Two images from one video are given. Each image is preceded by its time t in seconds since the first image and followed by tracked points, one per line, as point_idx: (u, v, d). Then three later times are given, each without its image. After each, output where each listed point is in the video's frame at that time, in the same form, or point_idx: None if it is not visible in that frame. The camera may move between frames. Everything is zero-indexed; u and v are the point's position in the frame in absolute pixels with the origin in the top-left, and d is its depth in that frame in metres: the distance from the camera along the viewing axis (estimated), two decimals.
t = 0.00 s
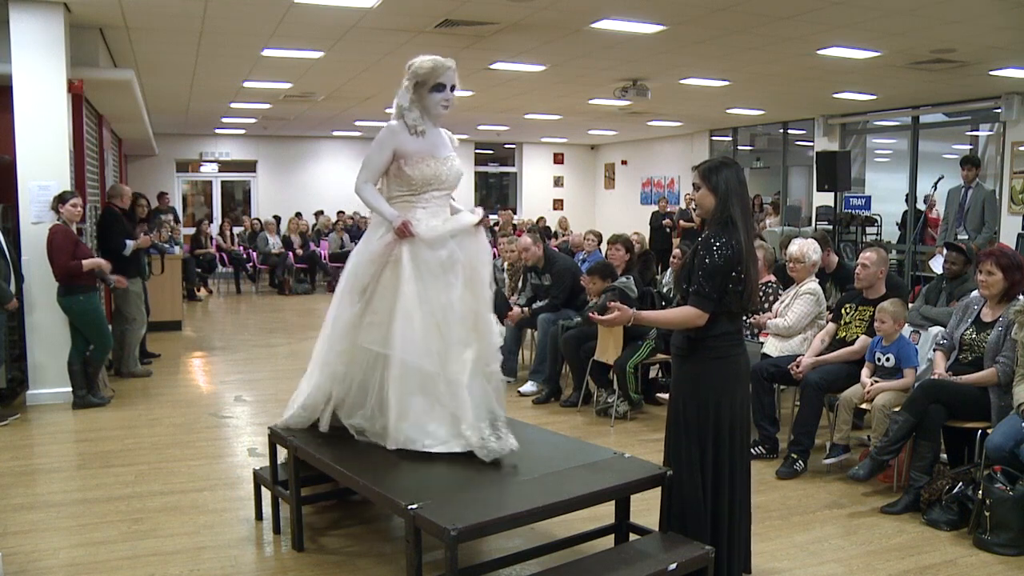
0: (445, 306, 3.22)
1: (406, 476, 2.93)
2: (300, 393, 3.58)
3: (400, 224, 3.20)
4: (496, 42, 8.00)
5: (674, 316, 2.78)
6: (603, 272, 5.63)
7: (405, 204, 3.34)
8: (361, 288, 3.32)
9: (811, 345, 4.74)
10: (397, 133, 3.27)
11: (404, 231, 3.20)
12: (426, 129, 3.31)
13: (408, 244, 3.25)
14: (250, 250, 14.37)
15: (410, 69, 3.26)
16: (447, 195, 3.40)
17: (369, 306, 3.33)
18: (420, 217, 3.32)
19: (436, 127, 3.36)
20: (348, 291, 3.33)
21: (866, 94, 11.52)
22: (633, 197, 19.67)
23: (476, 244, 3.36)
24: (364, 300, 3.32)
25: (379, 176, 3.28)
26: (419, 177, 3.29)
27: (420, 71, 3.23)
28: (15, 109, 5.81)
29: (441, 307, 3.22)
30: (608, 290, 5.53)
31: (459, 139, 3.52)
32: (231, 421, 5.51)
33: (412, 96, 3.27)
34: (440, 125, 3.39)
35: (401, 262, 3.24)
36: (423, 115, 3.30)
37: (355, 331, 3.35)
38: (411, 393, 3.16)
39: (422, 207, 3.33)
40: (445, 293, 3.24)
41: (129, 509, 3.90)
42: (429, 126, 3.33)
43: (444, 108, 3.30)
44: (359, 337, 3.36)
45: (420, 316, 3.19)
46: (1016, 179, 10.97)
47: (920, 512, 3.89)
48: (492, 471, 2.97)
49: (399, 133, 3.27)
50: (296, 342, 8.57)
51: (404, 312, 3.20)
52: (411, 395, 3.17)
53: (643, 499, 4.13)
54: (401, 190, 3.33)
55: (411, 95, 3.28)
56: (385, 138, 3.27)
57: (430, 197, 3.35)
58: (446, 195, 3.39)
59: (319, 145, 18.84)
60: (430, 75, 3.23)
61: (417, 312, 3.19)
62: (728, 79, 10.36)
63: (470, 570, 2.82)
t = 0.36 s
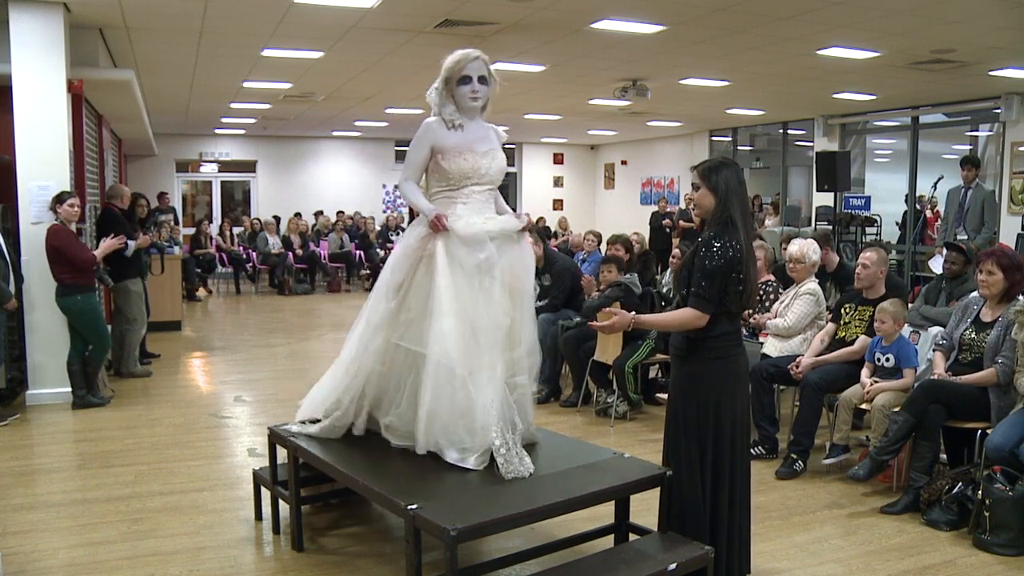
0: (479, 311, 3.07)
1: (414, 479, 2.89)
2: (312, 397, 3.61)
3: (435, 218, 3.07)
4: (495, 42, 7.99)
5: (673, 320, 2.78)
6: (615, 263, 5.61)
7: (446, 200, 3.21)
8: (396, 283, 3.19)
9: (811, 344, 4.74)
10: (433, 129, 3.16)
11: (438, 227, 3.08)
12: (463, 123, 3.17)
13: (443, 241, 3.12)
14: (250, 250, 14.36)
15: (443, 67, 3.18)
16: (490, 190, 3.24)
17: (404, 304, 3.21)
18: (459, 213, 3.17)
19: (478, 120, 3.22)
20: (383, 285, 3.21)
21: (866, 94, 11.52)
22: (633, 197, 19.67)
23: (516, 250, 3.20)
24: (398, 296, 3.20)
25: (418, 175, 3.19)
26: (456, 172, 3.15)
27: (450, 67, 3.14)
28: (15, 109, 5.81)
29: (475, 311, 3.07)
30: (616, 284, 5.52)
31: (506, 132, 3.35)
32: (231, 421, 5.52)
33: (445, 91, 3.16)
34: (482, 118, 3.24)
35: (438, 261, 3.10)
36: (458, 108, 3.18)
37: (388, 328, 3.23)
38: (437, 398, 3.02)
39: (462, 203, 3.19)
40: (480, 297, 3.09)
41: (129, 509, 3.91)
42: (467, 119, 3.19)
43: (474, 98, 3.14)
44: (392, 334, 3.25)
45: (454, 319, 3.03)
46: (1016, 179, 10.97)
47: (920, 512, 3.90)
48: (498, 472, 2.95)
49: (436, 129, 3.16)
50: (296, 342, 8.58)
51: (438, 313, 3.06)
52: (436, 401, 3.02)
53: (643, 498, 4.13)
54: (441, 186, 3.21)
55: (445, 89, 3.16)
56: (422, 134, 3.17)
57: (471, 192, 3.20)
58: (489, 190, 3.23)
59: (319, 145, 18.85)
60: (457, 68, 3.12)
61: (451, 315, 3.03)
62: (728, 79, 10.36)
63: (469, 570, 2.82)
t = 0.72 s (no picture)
0: (492, 319, 2.99)
1: (414, 482, 2.85)
2: (318, 402, 3.61)
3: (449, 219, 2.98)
4: (495, 42, 7.99)
5: (673, 320, 2.79)
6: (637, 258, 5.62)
7: (462, 201, 3.12)
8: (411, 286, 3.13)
9: (811, 345, 4.74)
10: (453, 128, 3.07)
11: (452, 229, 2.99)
12: (483, 122, 3.07)
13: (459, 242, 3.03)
14: (250, 250, 14.37)
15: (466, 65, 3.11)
16: (509, 191, 3.13)
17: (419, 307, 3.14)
18: (476, 214, 3.07)
19: (499, 119, 3.12)
20: (400, 286, 3.15)
21: (866, 95, 11.51)
22: (633, 197, 19.67)
23: (534, 259, 3.11)
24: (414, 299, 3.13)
25: (437, 175, 3.11)
26: (472, 172, 3.05)
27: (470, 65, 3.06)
28: (15, 109, 5.81)
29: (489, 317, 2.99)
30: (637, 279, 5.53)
31: (532, 133, 3.25)
32: (231, 421, 5.52)
33: (465, 89, 3.07)
34: (505, 118, 3.15)
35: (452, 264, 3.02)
36: (479, 107, 3.09)
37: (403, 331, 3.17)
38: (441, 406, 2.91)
39: (478, 204, 3.09)
40: (493, 305, 3.01)
41: (129, 509, 3.91)
42: (489, 119, 3.10)
43: (495, 97, 3.04)
44: (408, 337, 3.18)
45: (466, 324, 2.94)
46: (1016, 180, 10.96)
47: (920, 512, 3.89)
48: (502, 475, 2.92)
49: (454, 128, 3.07)
50: (296, 342, 8.58)
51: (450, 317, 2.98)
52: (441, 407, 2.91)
53: (643, 499, 4.13)
54: (457, 187, 3.12)
55: (467, 88, 3.08)
56: (441, 134, 3.10)
57: (488, 194, 3.09)
58: (508, 191, 3.12)
59: (319, 145, 18.85)
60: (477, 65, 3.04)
61: (463, 320, 2.94)
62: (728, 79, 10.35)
63: (469, 571, 2.82)
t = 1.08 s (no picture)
0: (494, 328, 2.88)
1: (411, 487, 2.80)
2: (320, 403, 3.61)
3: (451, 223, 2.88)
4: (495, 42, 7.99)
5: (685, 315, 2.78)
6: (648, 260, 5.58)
7: (465, 201, 3.03)
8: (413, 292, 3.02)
9: (810, 345, 4.74)
10: (458, 125, 2.98)
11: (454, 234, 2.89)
12: (488, 119, 2.97)
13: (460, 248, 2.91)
14: (250, 250, 14.37)
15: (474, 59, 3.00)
16: (516, 188, 3.01)
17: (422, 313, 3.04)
18: (479, 215, 2.97)
19: (506, 115, 3.01)
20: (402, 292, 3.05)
21: (866, 94, 11.50)
22: (633, 197, 19.66)
23: (542, 267, 2.98)
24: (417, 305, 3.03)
25: (443, 174, 3.03)
26: (475, 170, 2.95)
27: (478, 59, 2.96)
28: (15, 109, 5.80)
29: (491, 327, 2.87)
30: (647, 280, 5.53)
31: (543, 128, 3.15)
32: (231, 421, 5.52)
33: (471, 85, 2.98)
34: (513, 113, 3.05)
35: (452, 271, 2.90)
36: (485, 103, 2.99)
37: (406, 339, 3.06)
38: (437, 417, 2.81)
39: (482, 203, 2.99)
40: (496, 314, 2.88)
41: (129, 509, 3.91)
42: (496, 114, 3.00)
43: (502, 92, 2.94)
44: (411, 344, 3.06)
45: (465, 335, 2.83)
46: (1016, 179, 10.96)
47: (920, 512, 3.89)
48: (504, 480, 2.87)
49: (459, 124, 2.99)
50: (295, 343, 8.58)
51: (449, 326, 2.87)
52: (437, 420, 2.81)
53: (643, 498, 4.13)
54: (461, 185, 3.03)
55: (474, 82, 2.98)
56: (447, 131, 3.01)
57: (493, 192, 2.99)
58: (515, 188, 3.01)
59: (319, 145, 18.86)
60: (484, 60, 2.94)
61: (462, 330, 2.82)
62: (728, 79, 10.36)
63: (469, 571, 2.82)
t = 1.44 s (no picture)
0: (492, 338, 2.87)
1: (408, 489, 2.79)
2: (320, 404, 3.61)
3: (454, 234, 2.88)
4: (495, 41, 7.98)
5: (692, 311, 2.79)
6: (644, 261, 5.54)
7: (469, 204, 2.99)
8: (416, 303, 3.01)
9: (811, 344, 4.75)
10: (461, 125, 2.97)
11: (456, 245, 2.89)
12: (490, 116, 2.94)
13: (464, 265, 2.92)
14: (250, 250, 14.37)
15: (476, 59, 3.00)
16: (520, 189, 2.94)
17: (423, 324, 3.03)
18: (480, 218, 2.94)
19: (509, 112, 2.97)
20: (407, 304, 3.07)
21: (866, 94, 11.51)
22: (633, 197, 19.66)
23: (545, 278, 2.94)
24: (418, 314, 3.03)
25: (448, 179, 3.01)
26: (475, 170, 2.91)
27: (478, 58, 2.95)
28: (15, 108, 5.80)
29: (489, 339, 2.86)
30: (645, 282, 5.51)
31: (555, 126, 3.06)
32: (231, 421, 5.52)
33: (473, 83, 2.96)
34: (519, 111, 3.00)
35: (451, 282, 2.91)
36: (487, 101, 2.96)
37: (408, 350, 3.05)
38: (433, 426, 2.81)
39: (484, 203, 2.95)
40: (494, 324, 2.88)
41: (129, 510, 3.90)
42: (498, 112, 2.97)
43: (504, 89, 2.91)
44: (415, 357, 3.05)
45: (462, 345, 2.83)
46: (1016, 179, 10.96)
47: (920, 512, 3.90)
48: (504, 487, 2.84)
49: (462, 125, 2.97)
50: (295, 342, 8.58)
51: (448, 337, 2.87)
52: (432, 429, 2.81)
53: (643, 499, 4.13)
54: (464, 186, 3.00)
55: (477, 81, 2.96)
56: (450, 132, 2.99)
57: (493, 192, 2.93)
58: (518, 189, 2.94)
59: (319, 145, 18.86)
60: (484, 58, 2.93)
61: (459, 341, 2.83)
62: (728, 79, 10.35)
63: (470, 571, 2.82)
